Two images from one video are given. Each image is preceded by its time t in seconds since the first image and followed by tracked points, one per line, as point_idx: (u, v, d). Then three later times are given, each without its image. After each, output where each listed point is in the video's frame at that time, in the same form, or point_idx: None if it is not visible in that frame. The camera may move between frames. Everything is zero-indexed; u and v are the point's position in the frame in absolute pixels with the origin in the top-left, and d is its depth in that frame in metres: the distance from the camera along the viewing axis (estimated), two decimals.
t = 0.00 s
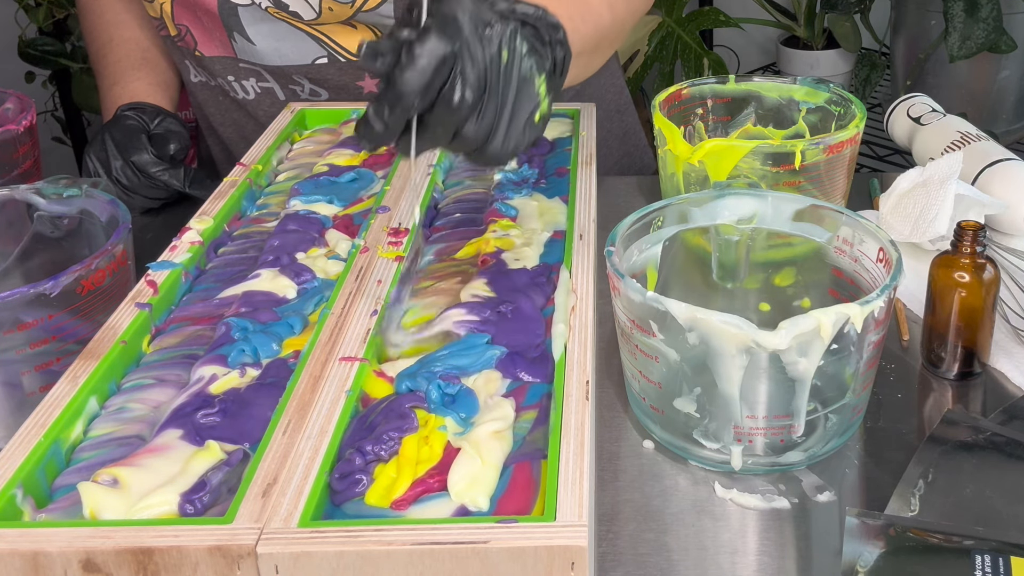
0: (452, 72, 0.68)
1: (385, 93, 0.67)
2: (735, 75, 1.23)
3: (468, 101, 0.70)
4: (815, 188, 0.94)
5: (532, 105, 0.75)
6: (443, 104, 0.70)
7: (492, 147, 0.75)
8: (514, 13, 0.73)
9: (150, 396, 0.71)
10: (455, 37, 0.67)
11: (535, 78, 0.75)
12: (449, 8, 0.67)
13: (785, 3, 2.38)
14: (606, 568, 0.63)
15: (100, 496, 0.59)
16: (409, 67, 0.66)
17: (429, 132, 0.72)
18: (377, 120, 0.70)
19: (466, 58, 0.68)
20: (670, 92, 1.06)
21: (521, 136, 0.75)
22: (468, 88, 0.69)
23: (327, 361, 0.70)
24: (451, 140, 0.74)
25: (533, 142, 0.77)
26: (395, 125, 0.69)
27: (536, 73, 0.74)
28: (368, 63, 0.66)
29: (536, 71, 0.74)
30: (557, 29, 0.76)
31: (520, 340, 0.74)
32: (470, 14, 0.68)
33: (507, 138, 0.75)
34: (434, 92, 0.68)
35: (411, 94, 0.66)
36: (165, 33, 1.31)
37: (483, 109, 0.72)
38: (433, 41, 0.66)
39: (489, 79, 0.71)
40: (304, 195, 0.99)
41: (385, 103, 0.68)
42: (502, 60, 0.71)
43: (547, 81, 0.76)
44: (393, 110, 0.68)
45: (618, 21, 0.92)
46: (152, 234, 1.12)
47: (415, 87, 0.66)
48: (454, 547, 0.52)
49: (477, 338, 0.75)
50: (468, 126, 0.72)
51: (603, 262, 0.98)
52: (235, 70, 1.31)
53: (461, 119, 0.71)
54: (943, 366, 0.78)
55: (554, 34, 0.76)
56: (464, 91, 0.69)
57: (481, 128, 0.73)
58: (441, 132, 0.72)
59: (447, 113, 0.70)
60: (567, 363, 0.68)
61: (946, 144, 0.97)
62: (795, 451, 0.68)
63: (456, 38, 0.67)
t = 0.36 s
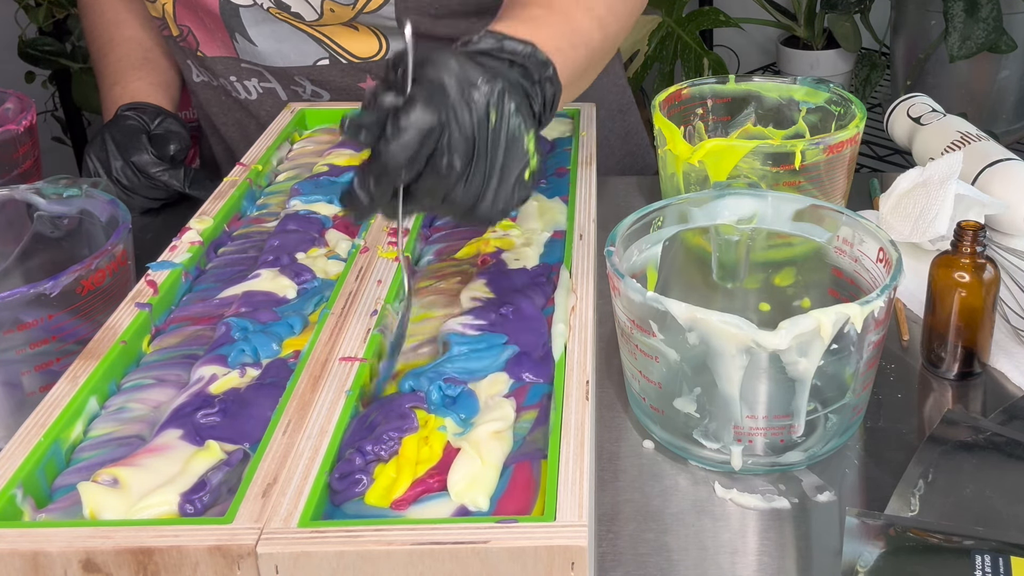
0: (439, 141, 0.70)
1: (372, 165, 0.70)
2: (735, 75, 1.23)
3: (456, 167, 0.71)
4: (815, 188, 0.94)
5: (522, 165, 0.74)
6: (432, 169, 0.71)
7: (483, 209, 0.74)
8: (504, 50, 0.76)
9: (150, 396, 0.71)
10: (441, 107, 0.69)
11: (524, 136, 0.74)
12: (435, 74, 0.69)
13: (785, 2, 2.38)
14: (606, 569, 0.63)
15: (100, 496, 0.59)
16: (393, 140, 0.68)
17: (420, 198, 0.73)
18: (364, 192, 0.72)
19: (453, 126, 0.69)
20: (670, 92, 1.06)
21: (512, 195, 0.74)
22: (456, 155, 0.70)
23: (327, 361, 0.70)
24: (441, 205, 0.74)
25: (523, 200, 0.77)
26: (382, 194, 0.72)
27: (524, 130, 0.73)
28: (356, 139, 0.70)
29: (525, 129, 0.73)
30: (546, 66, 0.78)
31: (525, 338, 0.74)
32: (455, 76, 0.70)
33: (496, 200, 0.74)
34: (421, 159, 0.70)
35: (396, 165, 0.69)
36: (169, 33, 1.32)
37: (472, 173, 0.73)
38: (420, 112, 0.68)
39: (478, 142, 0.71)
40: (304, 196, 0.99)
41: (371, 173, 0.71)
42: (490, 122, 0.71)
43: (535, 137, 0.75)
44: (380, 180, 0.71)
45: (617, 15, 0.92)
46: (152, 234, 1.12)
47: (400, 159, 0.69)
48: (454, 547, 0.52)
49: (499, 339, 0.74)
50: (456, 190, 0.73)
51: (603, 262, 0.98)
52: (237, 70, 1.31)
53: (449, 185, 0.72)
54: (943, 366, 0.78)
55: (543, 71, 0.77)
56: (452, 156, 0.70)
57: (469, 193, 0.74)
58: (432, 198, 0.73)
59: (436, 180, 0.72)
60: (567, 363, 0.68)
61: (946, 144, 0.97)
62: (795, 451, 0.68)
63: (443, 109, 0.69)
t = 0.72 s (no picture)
0: (449, 177, 0.67)
1: (381, 210, 0.67)
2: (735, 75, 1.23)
3: (467, 203, 0.68)
4: (815, 188, 0.94)
5: (531, 192, 0.71)
6: (443, 206, 0.68)
7: (495, 241, 0.72)
8: (502, 72, 0.77)
9: (150, 396, 0.71)
10: (447, 144, 0.67)
11: (532, 161, 0.71)
12: (437, 110, 0.68)
13: (785, 2, 2.37)
14: (606, 568, 0.63)
15: (100, 496, 0.59)
16: (403, 181, 0.65)
17: (433, 215, 0.69)
18: (376, 235, 0.69)
19: (460, 162, 0.67)
20: (670, 92, 1.06)
21: (524, 227, 0.72)
22: (466, 189, 0.68)
23: (327, 361, 0.70)
24: (455, 241, 0.71)
25: (533, 229, 0.74)
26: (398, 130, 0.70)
27: (532, 156, 0.71)
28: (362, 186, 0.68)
29: (533, 154, 0.71)
30: (547, 84, 0.79)
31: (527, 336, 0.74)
32: (456, 107, 0.68)
33: (508, 231, 0.71)
34: (433, 199, 0.67)
35: (409, 204, 0.66)
36: (169, 34, 1.32)
37: (462, 206, 0.68)
38: (427, 149, 0.66)
39: (485, 173, 0.69)
40: (304, 195, 0.99)
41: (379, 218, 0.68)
42: (496, 153, 0.69)
43: (541, 164, 0.73)
44: (392, 224, 0.67)
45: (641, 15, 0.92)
46: (152, 235, 1.12)
47: (408, 202, 0.66)
48: (453, 547, 0.52)
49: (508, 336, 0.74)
50: (469, 226, 0.70)
51: (603, 262, 0.98)
52: (236, 73, 1.31)
53: (461, 222, 0.69)
54: (943, 366, 0.78)
55: (544, 89, 0.78)
56: (463, 192, 0.68)
57: (482, 226, 0.70)
58: (444, 233, 0.70)
59: (447, 217, 0.69)
60: (567, 363, 0.68)
61: (946, 144, 0.97)
62: (795, 451, 0.68)
63: (449, 144, 0.67)
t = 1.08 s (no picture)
0: (471, 194, 0.66)
1: (402, 225, 0.66)
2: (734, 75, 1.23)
3: (489, 219, 0.67)
4: (815, 188, 0.94)
5: (554, 200, 0.69)
6: (467, 221, 0.67)
7: (517, 254, 0.70)
8: (516, 76, 0.73)
9: (150, 396, 0.71)
10: (469, 159, 0.65)
11: (553, 172, 0.69)
12: (458, 122, 0.65)
13: (785, 2, 2.37)
14: (606, 568, 0.63)
15: (100, 496, 0.59)
16: (426, 197, 0.64)
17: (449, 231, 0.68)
18: (396, 252, 0.67)
19: (482, 177, 0.65)
20: (670, 92, 1.06)
21: (547, 237, 0.70)
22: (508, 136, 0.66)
23: (327, 361, 0.70)
24: (478, 255, 0.70)
25: (557, 237, 0.72)
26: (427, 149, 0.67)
27: (552, 166, 0.69)
28: (383, 202, 0.67)
29: (553, 164, 0.69)
30: (561, 88, 0.74)
31: (526, 334, 0.74)
32: (477, 120, 0.66)
33: (530, 245, 0.70)
34: (455, 216, 0.66)
35: (431, 223, 0.65)
36: (169, 35, 1.31)
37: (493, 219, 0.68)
38: (449, 164, 0.64)
39: (507, 185, 0.67)
40: (304, 195, 0.99)
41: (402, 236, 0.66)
42: (517, 165, 0.67)
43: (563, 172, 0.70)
44: (414, 241, 0.66)
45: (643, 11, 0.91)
46: (152, 234, 1.13)
47: (430, 218, 0.64)
48: (454, 547, 0.52)
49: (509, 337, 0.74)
50: (492, 239, 0.69)
51: (603, 262, 0.98)
52: (236, 73, 1.31)
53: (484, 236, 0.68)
54: (943, 366, 0.78)
55: (558, 94, 0.73)
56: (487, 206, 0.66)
57: (504, 240, 0.69)
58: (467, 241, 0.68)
59: (470, 233, 0.68)
60: (567, 363, 0.68)
61: (946, 144, 0.97)
62: (795, 451, 0.68)
63: (471, 159, 0.65)
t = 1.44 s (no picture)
0: (501, 147, 0.65)
1: (433, 179, 0.65)
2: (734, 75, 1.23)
3: (522, 171, 0.66)
4: (815, 188, 0.94)
5: (584, 156, 0.69)
6: (497, 177, 0.66)
7: (552, 210, 0.69)
8: (533, 48, 0.71)
9: (150, 396, 0.71)
10: (498, 109, 0.64)
11: (581, 128, 0.69)
12: (483, 76, 0.65)
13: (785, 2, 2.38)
14: (606, 568, 0.63)
15: (100, 496, 0.59)
16: (456, 149, 0.63)
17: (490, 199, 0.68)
18: (429, 209, 0.68)
19: (512, 129, 0.64)
20: (670, 92, 1.06)
21: (580, 191, 0.69)
22: (520, 154, 0.65)
23: (327, 361, 0.70)
24: (512, 211, 0.69)
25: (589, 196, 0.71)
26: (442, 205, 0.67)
27: (581, 122, 0.69)
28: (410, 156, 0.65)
29: (581, 121, 0.69)
30: (579, 60, 0.71)
31: (526, 336, 0.73)
32: (503, 73, 0.65)
33: (565, 197, 0.68)
34: (487, 168, 0.65)
35: (464, 174, 0.64)
36: (170, 36, 1.31)
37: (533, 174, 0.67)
38: (477, 117, 0.63)
39: (540, 143, 0.66)
40: (304, 195, 0.99)
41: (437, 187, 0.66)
42: (546, 120, 0.66)
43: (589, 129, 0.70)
44: (446, 196, 0.66)
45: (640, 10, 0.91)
46: (152, 234, 1.13)
47: (463, 170, 0.64)
48: (454, 547, 0.52)
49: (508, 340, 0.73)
50: (525, 195, 0.67)
51: (603, 262, 0.98)
52: (238, 75, 1.31)
53: (517, 190, 0.67)
54: (943, 366, 0.78)
55: (577, 64, 0.70)
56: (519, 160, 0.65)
57: (539, 195, 0.68)
58: (502, 208, 0.69)
59: (504, 188, 0.67)
60: (567, 363, 0.68)
61: (946, 144, 0.97)
62: (795, 451, 0.68)
63: (499, 109, 0.64)
